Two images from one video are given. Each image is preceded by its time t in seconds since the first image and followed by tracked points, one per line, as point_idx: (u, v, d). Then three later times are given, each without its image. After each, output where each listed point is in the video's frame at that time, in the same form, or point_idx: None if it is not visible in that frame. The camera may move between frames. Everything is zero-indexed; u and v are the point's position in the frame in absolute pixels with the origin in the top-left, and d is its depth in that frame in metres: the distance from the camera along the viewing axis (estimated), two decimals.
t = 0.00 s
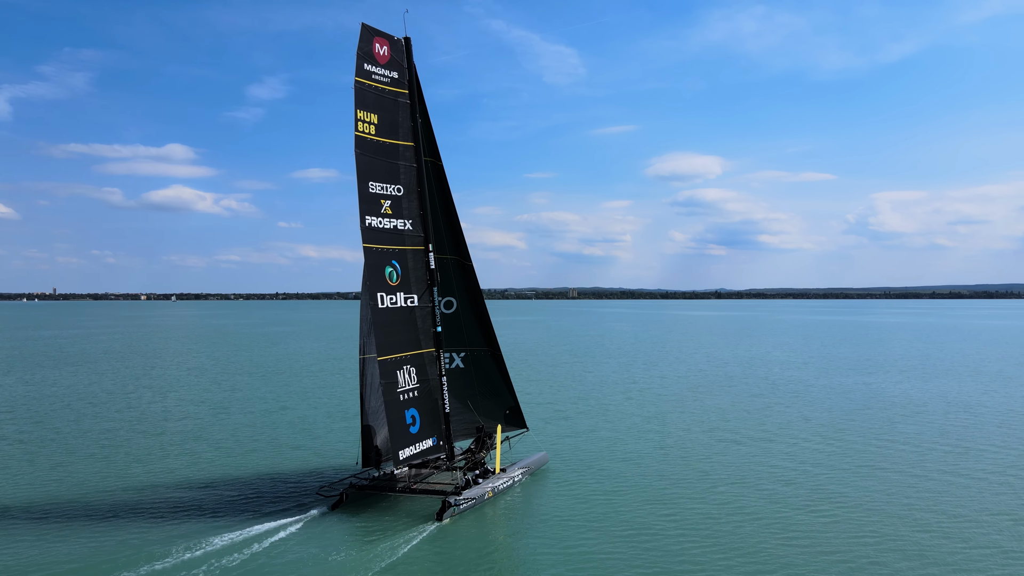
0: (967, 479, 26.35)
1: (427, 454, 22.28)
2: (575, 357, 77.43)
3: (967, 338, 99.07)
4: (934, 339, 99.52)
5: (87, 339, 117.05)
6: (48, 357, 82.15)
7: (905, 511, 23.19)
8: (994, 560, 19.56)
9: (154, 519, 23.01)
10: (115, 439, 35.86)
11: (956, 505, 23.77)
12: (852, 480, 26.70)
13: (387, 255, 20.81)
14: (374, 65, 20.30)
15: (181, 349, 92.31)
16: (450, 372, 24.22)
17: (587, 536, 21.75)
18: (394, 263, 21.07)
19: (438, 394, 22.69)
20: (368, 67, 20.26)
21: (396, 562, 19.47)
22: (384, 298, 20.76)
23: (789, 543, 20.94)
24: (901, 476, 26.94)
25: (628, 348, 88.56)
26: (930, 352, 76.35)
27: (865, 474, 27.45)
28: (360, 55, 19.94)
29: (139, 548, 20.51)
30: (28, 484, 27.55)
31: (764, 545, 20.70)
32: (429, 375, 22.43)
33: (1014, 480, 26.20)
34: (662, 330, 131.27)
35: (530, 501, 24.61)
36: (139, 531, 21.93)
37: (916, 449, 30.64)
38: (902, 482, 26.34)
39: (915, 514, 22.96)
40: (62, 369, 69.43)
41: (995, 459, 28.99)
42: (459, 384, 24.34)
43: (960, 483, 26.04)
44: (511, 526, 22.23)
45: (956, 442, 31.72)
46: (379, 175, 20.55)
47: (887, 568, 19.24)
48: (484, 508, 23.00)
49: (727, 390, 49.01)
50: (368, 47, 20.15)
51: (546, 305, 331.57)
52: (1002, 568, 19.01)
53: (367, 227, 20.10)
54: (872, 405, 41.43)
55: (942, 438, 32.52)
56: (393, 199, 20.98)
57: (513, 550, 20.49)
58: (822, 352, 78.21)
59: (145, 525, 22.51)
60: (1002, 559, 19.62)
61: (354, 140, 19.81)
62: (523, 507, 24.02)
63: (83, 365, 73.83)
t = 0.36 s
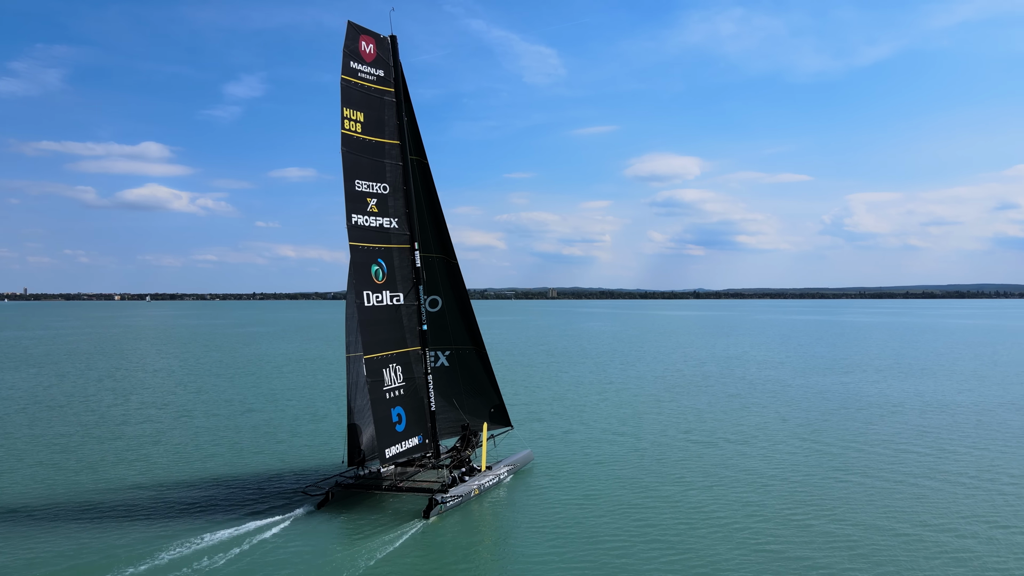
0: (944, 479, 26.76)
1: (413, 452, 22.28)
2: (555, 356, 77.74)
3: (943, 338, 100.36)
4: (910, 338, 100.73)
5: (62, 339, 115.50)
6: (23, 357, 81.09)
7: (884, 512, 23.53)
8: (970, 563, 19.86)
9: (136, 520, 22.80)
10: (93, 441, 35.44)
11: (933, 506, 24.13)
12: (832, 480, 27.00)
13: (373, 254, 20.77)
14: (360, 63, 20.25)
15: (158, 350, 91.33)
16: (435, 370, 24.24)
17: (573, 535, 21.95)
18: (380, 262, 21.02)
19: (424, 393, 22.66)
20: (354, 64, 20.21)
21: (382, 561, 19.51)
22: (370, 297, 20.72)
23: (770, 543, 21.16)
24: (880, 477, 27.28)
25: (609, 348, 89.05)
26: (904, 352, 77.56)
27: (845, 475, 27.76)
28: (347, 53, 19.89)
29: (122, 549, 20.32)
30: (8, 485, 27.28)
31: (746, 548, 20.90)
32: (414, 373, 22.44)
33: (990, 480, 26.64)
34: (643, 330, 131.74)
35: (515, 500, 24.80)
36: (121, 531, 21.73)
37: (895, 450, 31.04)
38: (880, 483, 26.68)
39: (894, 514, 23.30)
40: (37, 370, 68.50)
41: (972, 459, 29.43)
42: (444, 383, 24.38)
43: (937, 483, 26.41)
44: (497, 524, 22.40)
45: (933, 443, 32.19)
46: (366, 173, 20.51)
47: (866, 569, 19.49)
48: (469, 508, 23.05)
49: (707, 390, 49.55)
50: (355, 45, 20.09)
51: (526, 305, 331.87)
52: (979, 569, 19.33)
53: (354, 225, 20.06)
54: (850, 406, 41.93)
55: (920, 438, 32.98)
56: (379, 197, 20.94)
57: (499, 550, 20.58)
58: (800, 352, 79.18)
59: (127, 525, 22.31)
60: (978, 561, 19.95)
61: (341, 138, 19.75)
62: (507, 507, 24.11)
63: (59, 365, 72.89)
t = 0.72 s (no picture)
0: (918, 476, 27.21)
1: (396, 451, 22.21)
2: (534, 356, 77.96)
3: (914, 338, 101.90)
4: (882, 338, 102.20)
5: (32, 340, 113.90)
6: None
7: (860, 505, 23.92)
8: (944, 550, 20.22)
9: (114, 521, 22.54)
10: (66, 443, 34.98)
11: (908, 499, 24.56)
12: (810, 478, 27.39)
13: (355, 252, 20.67)
14: (342, 60, 20.15)
15: (131, 351, 90.21)
16: (418, 369, 24.22)
17: (555, 529, 22.08)
18: (362, 260, 20.94)
19: (406, 391, 22.62)
20: (336, 62, 20.11)
21: (365, 560, 19.48)
22: (352, 295, 20.63)
23: (750, 535, 21.44)
24: (857, 474, 27.70)
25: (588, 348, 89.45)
26: (878, 352, 78.78)
27: (822, 473, 28.14)
28: (329, 51, 19.79)
29: (100, 550, 20.09)
30: None
31: (726, 539, 21.14)
32: (397, 371, 22.37)
33: (963, 477, 27.14)
34: (620, 330, 132.27)
35: (498, 497, 24.92)
36: (99, 533, 21.47)
37: (870, 449, 31.54)
38: (857, 480, 27.09)
39: (868, 507, 23.68)
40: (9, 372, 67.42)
41: (945, 457, 29.97)
42: (427, 381, 24.36)
43: (912, 480, 26.86)
44: (480, 520, 22.52)
45: (907, 441, 32.75)
46: (348, 171, 20.40)
47: (844, 560, 19.78)
48: (453, 506, 23.14)
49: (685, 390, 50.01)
50: (337, 42, 19.98)
51: (503, 305, 332.00)
52: (953, 559, 19.70)
53: (336, 223, 19.95)
54: (826, 405, 42.52)
55: (894, 437, 33.53)
56: (361, 195, 20.86)
57: (483, 546, 20.68)
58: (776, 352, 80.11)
59: (105, 526, 22.05)
60: (952, 550, 20.31)
61: (323, 135, 19.64)
62: (490, 503, 24.22)
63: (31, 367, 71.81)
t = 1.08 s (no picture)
0: (900, 477, 27.57)
1: (383, 450, 22.18)
2: (517, 357, 78.24)
3: (895, 337, 103.06)
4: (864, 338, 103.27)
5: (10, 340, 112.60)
6: None
7: (843, 507, 24.16)
8: (926, 551, 20.47)
9: (98, 521, 22.39)
10: (48, 444, 34.59)
11: (890, 500, 24.85)
12: (794, 478, 27.64)
13: (342, 251, 20.61)
14: (329, 58, 20.10)
15: (112, 352, 89.34)
16: (405, 368, 24.21)
17: (543, 527, 22.25)
18: (350, 259, 20.88)
19: (394, 390, 22.58)
20: (323, 60, 20.05)
21: (354, 559, 19.47)
22: (340, 294, 20.59)
23: (735, 537, 21.60)
24: (840, 475, 28.00)
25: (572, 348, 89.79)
26: (858, 351, 79.78)
27: (806, 473, 28.43)
28: (316, 49, 19.73)
29: (85, 551, 19.94)
30: None
31: (712, 540, 21.30)
32: (385, 371, 22.36)
33: (943, 477, 27.51)
34: (605, 330, 132.66)
35: (485, 495, 25.05)
36: (83, 534, 21.28)
37: (853, 449, 31.89)
38: (840, 480, 27.38)
39: (853, 509, 23.92)
40: None
41: (926, 457, 30.35)
42: (414, 380, 24.37)
43: (894, 481, 27.19)
44: (468, 519, 22.65)
45: (889, 442, 33.14)
46: (335, 169, 20.35)
47: (827, 559, 20.06)
48: (440, 505, 23.19)
49: (670, 390, 50.40)
50: (323, 41, 19.93)
51: (487, 306, 331.99)
52: (934, 560, 19.95)
53: (323, 222, 19.90)
54: (808, 406, 42.94)
55: (876, 437, 33.92)
56: (349, 194, 20.81)
57: (469, 545, 20.76)
58: (758, 351, 80.88)
59: (89, 527, 21.87)
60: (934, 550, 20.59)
61: (310, 134, 19.58)
62: (477, 502, 24.31)
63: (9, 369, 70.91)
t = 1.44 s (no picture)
0: (883, 477, 27.94)
1: (370, 449, 22.11)
2: (503, 357, 78.33)
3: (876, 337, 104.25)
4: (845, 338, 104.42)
5: None
6: None
7: (828, 507, 24.39)
8: (909, 549, 20.75)
9: (82, 520, 22.17)
10: (29, 444, 34.17)
11: (874, 500, 25.12)
12: (779, 479, 27.88)
13: (329, 249, 20.52)
14: (315, 56, 20.01)
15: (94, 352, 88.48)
16: (391, 368, 24.17)
17: (531, 526, 22.32)
18: (336, 257, 20.78)
19: (380, 389, 22.51)
20: (309, 58, 19.95)
21: (341, 558, 19.40)
22: (326, 293, 20.50)
23: (722, 535, 21.76)
24: (824, 475, 28.33)
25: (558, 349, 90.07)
26: (840, 352, 80.68)
27: (791, 473, 28.69)
28: (302, 47, 19.63)
29: (69, 550, 19.72)
30: None
31: (699, 540, 21.42)
32: (372, 370, 22.28)
33: (926, 477, 27.87)
34: (589, 330, 133.11)
35: (472, 495, 25.08)
36: (66, 533, 21.04)
37: (837, 450, 32.21)
38: (824, 480, 27.66)
39: (838, 509, 24.16)
40: None
41: (908, 458, 30.73)
42: (400, 380, 24.33)
43: (877, 481, 27.50)
44: (455, 518, 22.66)
45: (872, 442, 33.50)
46: (322, 168, 20.27)
47: (813, 556, 20.28)
48: (427, 504, 23.21)
49: (655, 391, 50.67)
50: (310, 39, 19.83)
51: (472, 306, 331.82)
52: (918, 559, 20.20)
53: (310, 221, 19.81)
54: (792, 407, 43.32)
55: (860, 438, 34.27)
56: (335, 193, 20.72)
57: (457, 543, 20.80)
58: (742, 352, 81.53)
59: (73, 527, 21.63)
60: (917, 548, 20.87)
61: (297, 132, 19.48)
62: (464, 501, 24.33)
63: None
